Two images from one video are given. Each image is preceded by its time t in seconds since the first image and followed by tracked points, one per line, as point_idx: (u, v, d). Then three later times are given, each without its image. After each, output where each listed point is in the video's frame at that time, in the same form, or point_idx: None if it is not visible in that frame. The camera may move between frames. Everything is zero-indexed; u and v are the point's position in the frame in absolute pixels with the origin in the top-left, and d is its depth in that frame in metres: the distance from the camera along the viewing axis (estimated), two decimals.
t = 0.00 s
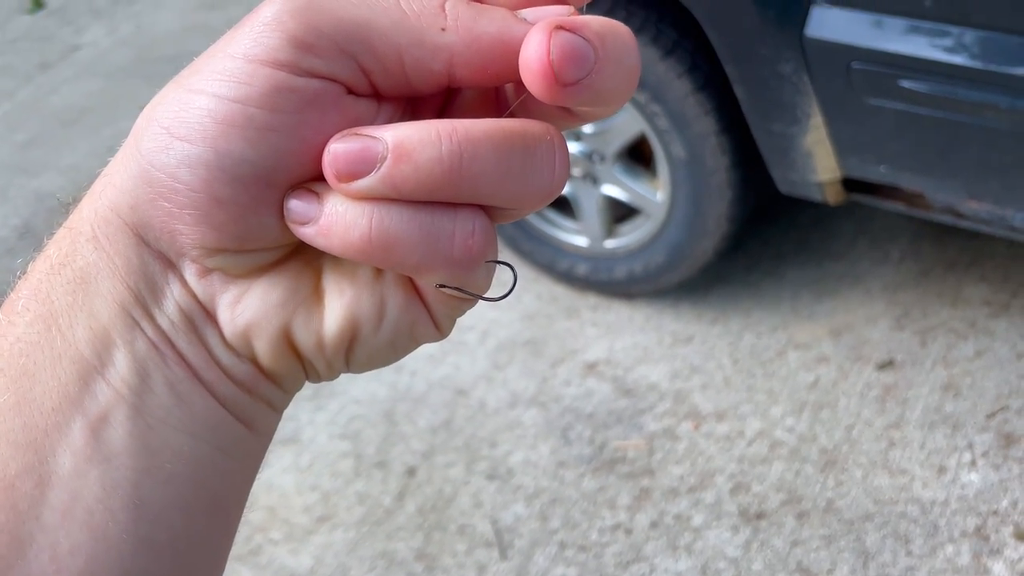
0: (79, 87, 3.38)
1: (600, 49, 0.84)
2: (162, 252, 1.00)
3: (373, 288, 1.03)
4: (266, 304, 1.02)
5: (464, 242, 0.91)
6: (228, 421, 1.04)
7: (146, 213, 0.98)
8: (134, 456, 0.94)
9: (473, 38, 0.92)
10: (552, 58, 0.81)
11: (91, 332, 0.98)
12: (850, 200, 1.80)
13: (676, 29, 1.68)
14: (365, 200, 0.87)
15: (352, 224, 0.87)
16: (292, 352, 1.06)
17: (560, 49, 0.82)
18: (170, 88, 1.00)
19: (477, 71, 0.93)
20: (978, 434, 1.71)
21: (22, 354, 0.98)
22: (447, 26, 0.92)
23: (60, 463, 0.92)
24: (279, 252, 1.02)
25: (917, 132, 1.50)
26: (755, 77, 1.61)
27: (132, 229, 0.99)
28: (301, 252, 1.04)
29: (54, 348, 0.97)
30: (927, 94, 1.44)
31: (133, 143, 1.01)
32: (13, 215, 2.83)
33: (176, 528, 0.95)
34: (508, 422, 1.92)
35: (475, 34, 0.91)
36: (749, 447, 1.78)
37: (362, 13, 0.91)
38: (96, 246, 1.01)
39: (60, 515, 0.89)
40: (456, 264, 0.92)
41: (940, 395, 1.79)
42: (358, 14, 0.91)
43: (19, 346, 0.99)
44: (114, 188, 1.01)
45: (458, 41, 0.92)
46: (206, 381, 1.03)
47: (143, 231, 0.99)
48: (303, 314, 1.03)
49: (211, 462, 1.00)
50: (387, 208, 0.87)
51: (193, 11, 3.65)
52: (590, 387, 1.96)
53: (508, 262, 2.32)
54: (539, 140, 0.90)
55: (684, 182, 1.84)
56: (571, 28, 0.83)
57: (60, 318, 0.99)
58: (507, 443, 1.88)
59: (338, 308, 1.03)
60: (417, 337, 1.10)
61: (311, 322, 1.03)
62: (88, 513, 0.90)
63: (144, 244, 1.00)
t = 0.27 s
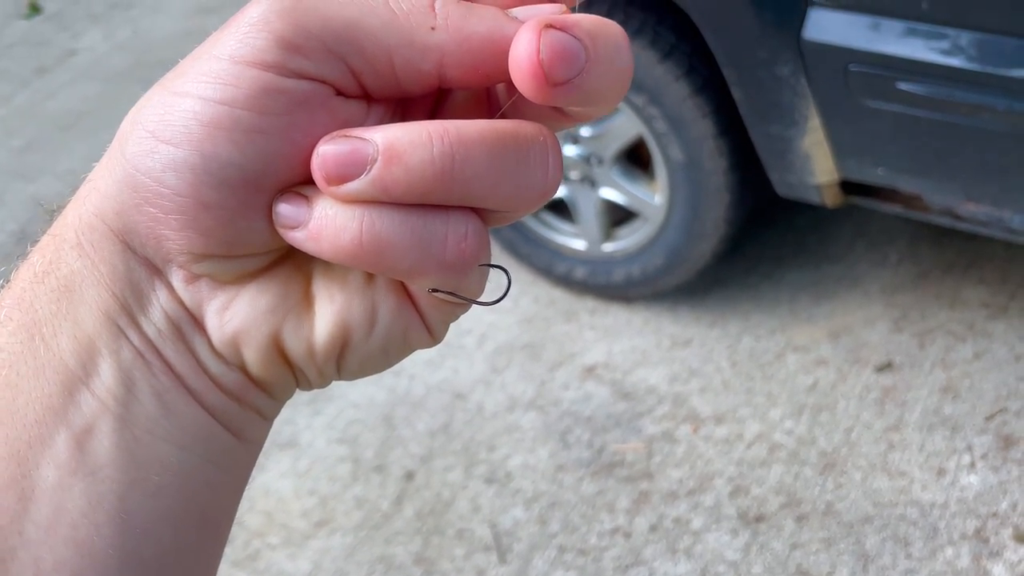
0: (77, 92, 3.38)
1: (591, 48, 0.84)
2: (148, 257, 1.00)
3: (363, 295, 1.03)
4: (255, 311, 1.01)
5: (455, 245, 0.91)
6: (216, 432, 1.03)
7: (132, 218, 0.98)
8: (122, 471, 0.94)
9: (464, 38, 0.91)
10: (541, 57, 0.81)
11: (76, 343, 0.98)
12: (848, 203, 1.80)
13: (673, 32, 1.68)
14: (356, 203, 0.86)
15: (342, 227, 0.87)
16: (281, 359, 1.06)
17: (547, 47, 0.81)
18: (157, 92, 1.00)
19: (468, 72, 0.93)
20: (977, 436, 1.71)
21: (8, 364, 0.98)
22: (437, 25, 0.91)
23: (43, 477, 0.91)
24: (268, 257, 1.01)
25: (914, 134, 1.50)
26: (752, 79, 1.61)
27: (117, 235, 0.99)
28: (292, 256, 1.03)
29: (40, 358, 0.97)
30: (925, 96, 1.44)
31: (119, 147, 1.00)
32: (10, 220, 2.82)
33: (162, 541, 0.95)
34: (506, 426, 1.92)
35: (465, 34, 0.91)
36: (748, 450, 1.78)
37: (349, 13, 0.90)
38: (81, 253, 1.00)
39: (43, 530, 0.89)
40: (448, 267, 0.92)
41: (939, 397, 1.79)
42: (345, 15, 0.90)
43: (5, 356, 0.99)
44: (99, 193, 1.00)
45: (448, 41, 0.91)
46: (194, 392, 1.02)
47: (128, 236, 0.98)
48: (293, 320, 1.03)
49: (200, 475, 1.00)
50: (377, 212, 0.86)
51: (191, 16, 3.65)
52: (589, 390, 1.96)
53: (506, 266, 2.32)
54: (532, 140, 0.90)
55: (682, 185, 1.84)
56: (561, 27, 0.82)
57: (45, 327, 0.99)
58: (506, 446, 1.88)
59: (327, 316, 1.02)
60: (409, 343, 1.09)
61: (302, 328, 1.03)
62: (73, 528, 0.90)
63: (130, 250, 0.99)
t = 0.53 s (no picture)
0: (74, 96, 3.38)
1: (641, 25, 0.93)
2: (178, 245, 1.05)
3: (395, 286, 1.14)
4: (288, 306, 1.10)
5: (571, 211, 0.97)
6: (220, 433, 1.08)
7: (165, 205, 1.03)
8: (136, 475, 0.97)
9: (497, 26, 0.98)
10: (639, 52, 0.86)
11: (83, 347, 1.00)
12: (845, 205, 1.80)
13: (670, 35, 1.69)
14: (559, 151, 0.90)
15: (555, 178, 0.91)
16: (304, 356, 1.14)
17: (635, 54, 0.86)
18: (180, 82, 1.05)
19: (502, 55, 1.00)
20: (974, 438, 1.71)
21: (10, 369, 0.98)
22: (470, 12, 0.98)
23: (52, 491, 0.92)
24: (302, 253, 1.10)
25: (911, 136, 1.51)
26: (748, 81, 1.62)
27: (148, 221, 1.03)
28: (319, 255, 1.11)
29: (48, 359, 0.99)
30: (921, 98, 1.44)
31: (143, 137, 1.05)
32: (8, 224, 2.82)
33: (173, 545, 0.99)
34: (504, 429, 1.92)
35: (499, 19, 0.98)
36: (746, 452, 1.78)
37: (390, 5, 0.98)
38: (94, 253, 1.03)
39: (52, 546, 0.90)
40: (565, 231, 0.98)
41: (936, 399, 1.79)
42: (387, 7, 0.98)
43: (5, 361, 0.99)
44: (122, 183, 1.04)
45: (483, 27, 0.98)
46: (199, 396, 1.07)
47: (159, 224, 1.04)
48: (324, 312, 1.12)
49: (207, 476, 1.05)
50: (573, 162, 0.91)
51: (188, 20, 3.65)
52: (587, 393, 1.96)
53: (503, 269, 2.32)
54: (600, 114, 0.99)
55: (679, 187, 1.84)
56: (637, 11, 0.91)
57: (52, 329, 1.01)
58: (504, 449, 1.88)
59: (360, 308, 1.13)
60: (435, 330, 1.20)
61: (334, 319, 1.13)
62: (87, 538, 0.92)
63: (152, 243, 1.04)
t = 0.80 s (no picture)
0: (70, 98, 3.38)
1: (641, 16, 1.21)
2: (188, 236, 1.08)
3: (416, 253, 1.19)
4: (314, 286, 1.12)
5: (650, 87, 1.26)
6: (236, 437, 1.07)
7: (172, 195, 1.07)
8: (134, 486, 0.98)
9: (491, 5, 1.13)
10: None
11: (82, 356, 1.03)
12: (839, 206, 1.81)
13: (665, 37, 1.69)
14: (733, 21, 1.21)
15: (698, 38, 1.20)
16: (334, 340, 1.14)
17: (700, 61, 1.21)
18: (173, 79, 1.11)
19: (494, 27, 1.15)
20: (969, 438, 1.71)
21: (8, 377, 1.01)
22: None
23: (51, 504, 0.95)
24: (320, 229, 1.14)
25: (905, 137, 1.51)
26: (744, 83, 1.62)
27: (157, 213, 1.07)
28: (334, 233, 1.15)
29: (47, 365, 1.02)
30: (915, 99, 1.44)
31: (143, 136, 1.09)
32: (4, 227, 2.82)
33: (177, 558, 0.98)
34: (500, 431, 1.92)
35: None
36: (742, 453, 1.78)
37: None
38: (98, 255, 1.07)
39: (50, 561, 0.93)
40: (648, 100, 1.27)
41: (932, 400, 1.79)
42: None
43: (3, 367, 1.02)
44: (128, 181, 1.08)
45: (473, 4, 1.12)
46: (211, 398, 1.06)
47: (168, 215, 1.07)
48: (350, 288, 1.14)
49: (219, 480, 1.04)
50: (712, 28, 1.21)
51: (184, 23, 3.64)
52: (582, 394, 1.96)
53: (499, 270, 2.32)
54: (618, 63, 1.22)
55: (675, 189, 1.84)
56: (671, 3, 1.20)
57: (50, 334, 1.04)
58: (500, 451, 1.88)
59: (385, 276, 1.16)
60: (465, 284, 1.24)
61: (360, 290, 1.15)
62: (83, 552, 0.94)
63: (159, 239, 1.08)
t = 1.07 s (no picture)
0: (65, 101, 3.38)
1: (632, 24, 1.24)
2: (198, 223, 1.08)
3: (422, 234, 1.21)
4: (326, 273, 1.14)
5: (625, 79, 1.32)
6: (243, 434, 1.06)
7: (181, 181, 1.07)
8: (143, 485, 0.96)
9: None
10: None
11: (109, 356, 1.02)
12: (834, 208, 1.81)
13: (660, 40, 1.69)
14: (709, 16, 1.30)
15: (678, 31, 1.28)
16: (349, 326, 1.16)
17: (661, 29, 1.22)
18: (179, 72, 1.12)
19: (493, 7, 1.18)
20: (964, 441, 1.72)
21: (9, 380, 0.99)
22: None
23: (55, 507, 0.92)
24: (330, 215, 1.16)
25: (899, 140, 1.52)
26: (738, 86, 1.62)
27: (166, 200, 1.07)
28: (343, 221, 1.17)
29: (51, 367, 1.00)
30: (909, 102, 1.45)
31: (151, 127, 1.10)
32: None
33: (183, 561, 0.96)
34: (496, 434, 1.92)
35: None
36: (737, 456, 1.78)
37: None
38: (108, 253, 1.06)
39: (51, 568, 0.89)
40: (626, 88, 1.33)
41: (927, 402, 1.80)
42: None
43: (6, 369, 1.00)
44: (136, 171, 1.09)
45: None
46: (219, 394, 1.06)
47: (177, 202, 1.07)
48: (362, 271, 1.16)
49: (225, 480, 1.03)
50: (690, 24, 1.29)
51: (179, 26, 3.64)
52: (578, 397, 1.96)
53: (495, 273, 2.32)
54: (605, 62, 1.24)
55: (670, 192, 1.85)
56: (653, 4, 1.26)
57: (55, 336, 1.02)
58: (496, 454, 1.88)
59: (395, 263, 1.18)
60: (470, 268, 1.26)
61: (371, 276, 1.16)
62: (87, 555, 0.91)
63: (171, 233, 1.07)
